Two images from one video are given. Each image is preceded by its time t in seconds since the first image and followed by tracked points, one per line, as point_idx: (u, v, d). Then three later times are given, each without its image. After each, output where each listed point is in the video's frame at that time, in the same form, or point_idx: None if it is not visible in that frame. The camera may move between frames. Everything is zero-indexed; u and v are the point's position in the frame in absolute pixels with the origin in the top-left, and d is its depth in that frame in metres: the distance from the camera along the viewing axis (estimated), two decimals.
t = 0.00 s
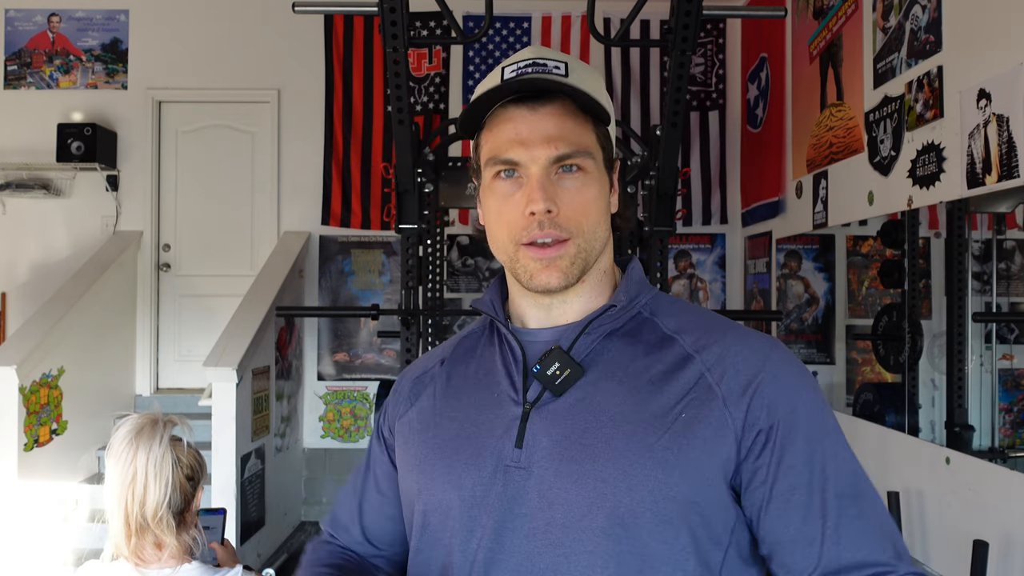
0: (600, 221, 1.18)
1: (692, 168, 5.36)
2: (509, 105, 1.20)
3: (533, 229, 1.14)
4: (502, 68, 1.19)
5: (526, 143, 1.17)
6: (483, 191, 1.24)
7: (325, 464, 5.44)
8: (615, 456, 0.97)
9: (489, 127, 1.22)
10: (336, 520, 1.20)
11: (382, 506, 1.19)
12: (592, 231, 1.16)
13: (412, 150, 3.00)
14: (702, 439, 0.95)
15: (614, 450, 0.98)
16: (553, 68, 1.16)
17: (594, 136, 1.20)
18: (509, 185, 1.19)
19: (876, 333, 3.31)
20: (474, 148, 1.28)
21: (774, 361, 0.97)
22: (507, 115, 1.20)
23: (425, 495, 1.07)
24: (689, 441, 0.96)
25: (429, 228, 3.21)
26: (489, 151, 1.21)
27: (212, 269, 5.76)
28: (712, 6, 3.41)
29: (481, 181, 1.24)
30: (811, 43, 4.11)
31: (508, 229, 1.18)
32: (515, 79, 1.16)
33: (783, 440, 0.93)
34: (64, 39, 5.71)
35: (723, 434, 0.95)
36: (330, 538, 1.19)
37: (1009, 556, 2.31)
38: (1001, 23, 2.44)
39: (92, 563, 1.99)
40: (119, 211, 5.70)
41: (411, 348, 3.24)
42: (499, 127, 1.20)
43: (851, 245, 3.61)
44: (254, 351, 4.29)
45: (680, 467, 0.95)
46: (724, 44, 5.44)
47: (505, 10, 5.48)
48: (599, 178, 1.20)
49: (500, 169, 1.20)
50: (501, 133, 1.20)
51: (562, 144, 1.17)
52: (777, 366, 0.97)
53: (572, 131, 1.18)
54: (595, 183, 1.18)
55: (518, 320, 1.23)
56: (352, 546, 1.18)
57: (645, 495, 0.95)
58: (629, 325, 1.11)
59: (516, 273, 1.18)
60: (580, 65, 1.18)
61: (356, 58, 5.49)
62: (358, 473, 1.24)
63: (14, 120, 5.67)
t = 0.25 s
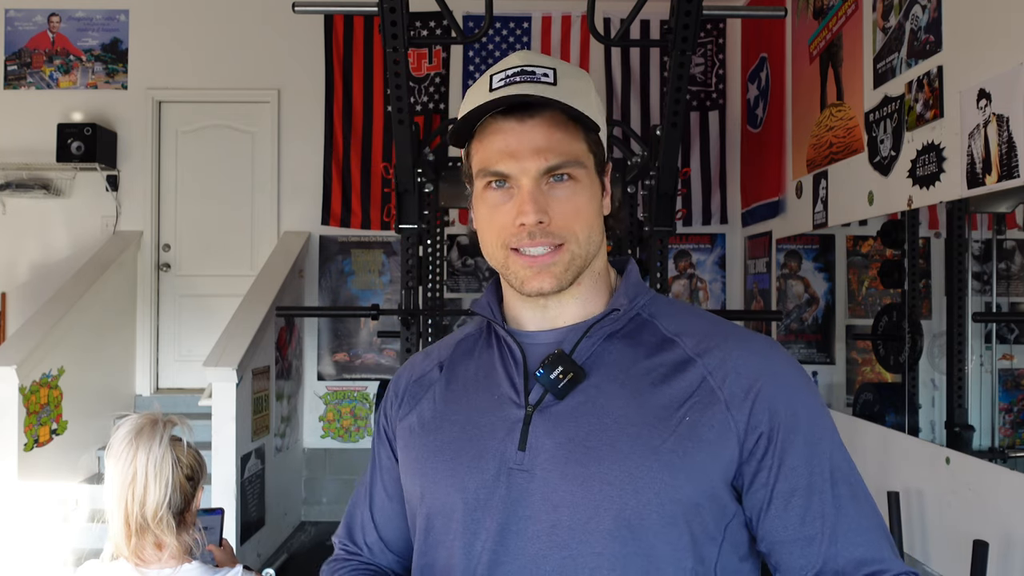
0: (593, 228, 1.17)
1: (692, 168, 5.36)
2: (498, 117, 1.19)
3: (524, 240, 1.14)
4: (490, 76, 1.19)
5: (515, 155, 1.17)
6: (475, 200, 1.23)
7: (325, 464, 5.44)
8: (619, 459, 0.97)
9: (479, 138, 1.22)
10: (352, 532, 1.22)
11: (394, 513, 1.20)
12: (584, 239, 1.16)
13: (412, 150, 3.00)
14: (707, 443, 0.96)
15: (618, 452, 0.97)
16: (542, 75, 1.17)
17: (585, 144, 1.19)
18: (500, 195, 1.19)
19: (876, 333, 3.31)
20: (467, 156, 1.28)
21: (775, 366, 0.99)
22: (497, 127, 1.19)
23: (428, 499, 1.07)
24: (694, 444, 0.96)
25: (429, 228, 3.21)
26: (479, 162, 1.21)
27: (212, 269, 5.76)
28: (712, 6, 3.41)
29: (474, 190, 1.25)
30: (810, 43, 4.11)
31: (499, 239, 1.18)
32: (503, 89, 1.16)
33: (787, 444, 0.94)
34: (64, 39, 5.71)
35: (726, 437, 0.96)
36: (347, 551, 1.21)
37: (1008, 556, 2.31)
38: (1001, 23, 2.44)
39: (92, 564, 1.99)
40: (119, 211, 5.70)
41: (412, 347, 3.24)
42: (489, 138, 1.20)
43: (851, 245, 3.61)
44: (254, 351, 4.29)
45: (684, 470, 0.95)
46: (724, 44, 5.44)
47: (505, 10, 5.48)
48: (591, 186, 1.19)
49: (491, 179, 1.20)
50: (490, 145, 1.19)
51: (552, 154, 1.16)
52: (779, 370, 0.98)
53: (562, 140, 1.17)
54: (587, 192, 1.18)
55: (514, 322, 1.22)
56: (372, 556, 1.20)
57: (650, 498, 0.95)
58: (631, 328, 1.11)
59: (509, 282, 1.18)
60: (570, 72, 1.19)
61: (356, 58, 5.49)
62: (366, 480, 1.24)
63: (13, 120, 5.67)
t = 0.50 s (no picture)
0: (596, 228, 1.18)
1: (692, 168, 5.36)
2: (502, 114, 1.19)
3: (528, 238, 1.14)
4: (495, 73, 1.19)
5: (520, 152, 1.17)
6: (477, 198, 1.23)
7: (325, 464, 5.44)
8: (625, 462, 0.97)
9: (482, 135, 1.22)
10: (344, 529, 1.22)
11: (389, 512, 1.20)
12: (588, 237, 1.16)
13: (412, 150, 3.00)
14: (711, 446, 0.95)
15: (624, 455, 0.97)
16: (547, 73, 1.17)
17: (589, 142, 1.19)
18: (503, 194, 1.19)
19: (876, 333, 3.31)
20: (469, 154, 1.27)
21: (776, 368, 0.99)
22: (501, 124, 1.19)
23: (431, 501, 1.07)
24: (699, 447, 0.96)
25: (429, 228, 3.21)
26: (482, 160, 1.21)
27: (212, 269, 5.76)
28: (712, 6, 3.41)
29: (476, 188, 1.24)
30: (810, 43, 4.11)
31: (503, 238, 1.18)
32: (509, 85, 1.16)
33: (789, 446, 0.94)
34: (64, 39, 5.71)
35: (731, 440, 0.96)
36: (339, 548, 1.21)
37: (1008, 556, 2.31)
38: (1001, 23, 2.44)
39: (92, 564, 1.99)
40: (119, 211, 5.70)
41: (411, 347, 3.24)
42: (493, 135, 1.20)
43: (851, 245, 3.61)
44: (254, 351, 4.29)
45: (690, 473, 0.95)
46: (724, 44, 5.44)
47: (505, 10, 5.48)
48: (595, 184, 1.19)
49: (495, 177, 1.19)
50: (494, 142, 1.19)
51: (556, 152, 1.16)
52: (782, 371, 0.98)
53: (567, 138, 1.17)
54: (590, 190, 1.18)
55: (514, 323, 1.22)
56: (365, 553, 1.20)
57: (656, 501, 0.95)
58: (633, 330, 1.11)
59: (512, 280, 1.18)
60: (575, 71, 1.19)
61: (356, 58, 5.49)
62: (359, 478, 1.24)
63: (14, 120, 5.67)
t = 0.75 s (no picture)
0: (591, 219, 1.18)
1: (692, 168, 5.36)
2: (493, 110, 1.20)
3: (523, 230, 1.14)
4: (485, 74, 1.20)
5: (511, 143, 1.18)
6: (473, 195, 1.24)
7: (325, 464, 5.44)
8: (632, 464, 0.97)
9: (475, 130, 1.23)
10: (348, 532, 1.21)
11: (395, 514, 1.20)
12: (582, 228, 1.16)
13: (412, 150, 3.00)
14: (719, 447, 0.96)
15: (632, 458, 0.97)
16: (537, 71, 1.18)
17: (580, 133, 1.21)
18: (497, 187, 1.19)
19: (876, 333, 3.32)
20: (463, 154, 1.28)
21: (780, 368, 0.99)
22: (492, 119, 1.20)
23: (437, 504, 1.07)
24: (706, 448, 0.96)
25: (429, 228, 3.21)
26: (476, 154, 1.21)
27: (212, 269, 5.76)
28: (712, 6, 3.42)
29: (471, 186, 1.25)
30: (810, 43, 4.11)
31: (498, 231, 1.18)
32: (498, 82, 1.18)
33: (794, 444, 0.94)
34: (64, 39, 5.71)
35: (737, 441, 0.96)
36: (344, 549, 1.20)
37: (1008, 556, 2.31)
38: (1001, 23, 2.44)
39: (92, 563, 1.99)
40: (119, 211, 5.70)
41: (411, 347, 3.24)
42: (485, 129, 1.20)
43: (851, 245, 3.61)
44: (254, 351, 4.29)
45: (696, 475, 0.95)
46: (723, 44, 5.45)
47: (505, 10, 5.48)
48: (587, 176, 1.20)
49: (489, 171, 1.20)
50: (486, 135, 1.20)
51: (548, 143, 1.17)
52: (787, 370, 0.98)
53: (559, 128, 1.18)
54: (583, 181, 1.19)
55: (519, 325, 1.22)
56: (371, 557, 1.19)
57: (663, 503, 0.95)
58: (638, 331, 1.11)
59: (509, 275, 1.17)
60: (564, 68, 1.20)
61: (356, 58, 5.49)
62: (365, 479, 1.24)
63: (13, 120, 5.67)
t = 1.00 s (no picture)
0: (595, 227, 1.18)
1: (692, 168, 5.37)
2: (498, 117, 1.20)
3: (528, 239, 1.15)
4: (489, 76, 1.20)
5: (516, 154, 1.18)
6: (476, 202, 1.24)
7: (325, 464, 5.44)
8: (632, 464, 0.98)
9: (479, 137, 1.23)
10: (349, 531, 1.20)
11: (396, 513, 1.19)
12: (586, 236, 1.17)
13: (411, 151, 3.00)
14: (717, 448, 0.96)
15: (631, 458, 0.98)
16: (541, 75, 1.18)
17: (586, 141, 1.20)
18: (501, 195, 1.20)
19: (876, 333, 3.32)
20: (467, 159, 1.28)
21: (777, 370, 0.98)
22: (497, 127, 1.20)
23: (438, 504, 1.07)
24: (705, 449, 0.96)
25: (429, 228, 3.21)
26: (480, 163, 1.22)
27: (212, 269, 5.76)
28: (712, 6, 3.42)
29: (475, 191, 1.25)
30: (810, 43, 4.11)
31: (502, 240, 1.19)
32: (501, 90, 1.17)
33: (787, 447, 0.94)
34: (64, 39, 5.71)
35: (735, 442, 0.96)
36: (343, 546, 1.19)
37: (1008, 556, 2.31)
38: (1001, 23, 2.44)
39: (92, 563, 1.99)
40: (119, 211, 5.70)
41: (411, 347, 3.24)
42: (489, 137, 1.21)
43: (851, 245, 3.61)
44: (254, 351, 4.29)
45: (694, 476, 0.95)
46: (723, 44, 5.45)
47: (505, 10, 5.48)
48: (591, 184, 1.21)
49: (493, 179, 1.20)
50: (490, 144, 1.21)
51: (553, 153, 1.18)
52: (784, 373, 0.98)
53: (563, 138, 1.19)
54: (587, 189, 1.19)
55: (520, 326, 1.21)
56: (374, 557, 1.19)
57: (660, 504, 0.95)
58: (638, 331, 1.11)
59: (512, 281, 1.18)
60: (569, 71, 1.20)
61: (356, 57, 5.49)
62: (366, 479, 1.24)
63: (14, 120, 5.68)
